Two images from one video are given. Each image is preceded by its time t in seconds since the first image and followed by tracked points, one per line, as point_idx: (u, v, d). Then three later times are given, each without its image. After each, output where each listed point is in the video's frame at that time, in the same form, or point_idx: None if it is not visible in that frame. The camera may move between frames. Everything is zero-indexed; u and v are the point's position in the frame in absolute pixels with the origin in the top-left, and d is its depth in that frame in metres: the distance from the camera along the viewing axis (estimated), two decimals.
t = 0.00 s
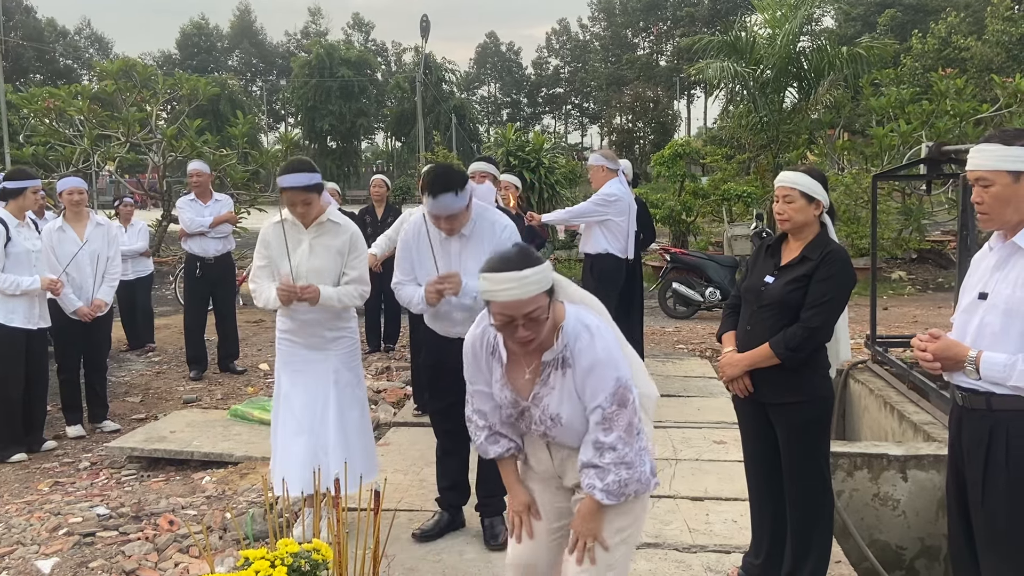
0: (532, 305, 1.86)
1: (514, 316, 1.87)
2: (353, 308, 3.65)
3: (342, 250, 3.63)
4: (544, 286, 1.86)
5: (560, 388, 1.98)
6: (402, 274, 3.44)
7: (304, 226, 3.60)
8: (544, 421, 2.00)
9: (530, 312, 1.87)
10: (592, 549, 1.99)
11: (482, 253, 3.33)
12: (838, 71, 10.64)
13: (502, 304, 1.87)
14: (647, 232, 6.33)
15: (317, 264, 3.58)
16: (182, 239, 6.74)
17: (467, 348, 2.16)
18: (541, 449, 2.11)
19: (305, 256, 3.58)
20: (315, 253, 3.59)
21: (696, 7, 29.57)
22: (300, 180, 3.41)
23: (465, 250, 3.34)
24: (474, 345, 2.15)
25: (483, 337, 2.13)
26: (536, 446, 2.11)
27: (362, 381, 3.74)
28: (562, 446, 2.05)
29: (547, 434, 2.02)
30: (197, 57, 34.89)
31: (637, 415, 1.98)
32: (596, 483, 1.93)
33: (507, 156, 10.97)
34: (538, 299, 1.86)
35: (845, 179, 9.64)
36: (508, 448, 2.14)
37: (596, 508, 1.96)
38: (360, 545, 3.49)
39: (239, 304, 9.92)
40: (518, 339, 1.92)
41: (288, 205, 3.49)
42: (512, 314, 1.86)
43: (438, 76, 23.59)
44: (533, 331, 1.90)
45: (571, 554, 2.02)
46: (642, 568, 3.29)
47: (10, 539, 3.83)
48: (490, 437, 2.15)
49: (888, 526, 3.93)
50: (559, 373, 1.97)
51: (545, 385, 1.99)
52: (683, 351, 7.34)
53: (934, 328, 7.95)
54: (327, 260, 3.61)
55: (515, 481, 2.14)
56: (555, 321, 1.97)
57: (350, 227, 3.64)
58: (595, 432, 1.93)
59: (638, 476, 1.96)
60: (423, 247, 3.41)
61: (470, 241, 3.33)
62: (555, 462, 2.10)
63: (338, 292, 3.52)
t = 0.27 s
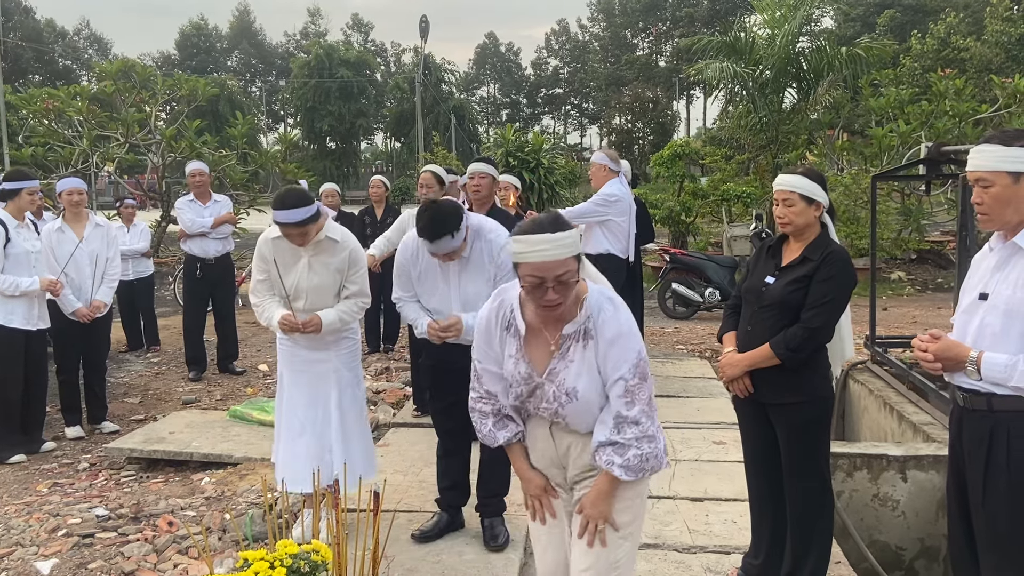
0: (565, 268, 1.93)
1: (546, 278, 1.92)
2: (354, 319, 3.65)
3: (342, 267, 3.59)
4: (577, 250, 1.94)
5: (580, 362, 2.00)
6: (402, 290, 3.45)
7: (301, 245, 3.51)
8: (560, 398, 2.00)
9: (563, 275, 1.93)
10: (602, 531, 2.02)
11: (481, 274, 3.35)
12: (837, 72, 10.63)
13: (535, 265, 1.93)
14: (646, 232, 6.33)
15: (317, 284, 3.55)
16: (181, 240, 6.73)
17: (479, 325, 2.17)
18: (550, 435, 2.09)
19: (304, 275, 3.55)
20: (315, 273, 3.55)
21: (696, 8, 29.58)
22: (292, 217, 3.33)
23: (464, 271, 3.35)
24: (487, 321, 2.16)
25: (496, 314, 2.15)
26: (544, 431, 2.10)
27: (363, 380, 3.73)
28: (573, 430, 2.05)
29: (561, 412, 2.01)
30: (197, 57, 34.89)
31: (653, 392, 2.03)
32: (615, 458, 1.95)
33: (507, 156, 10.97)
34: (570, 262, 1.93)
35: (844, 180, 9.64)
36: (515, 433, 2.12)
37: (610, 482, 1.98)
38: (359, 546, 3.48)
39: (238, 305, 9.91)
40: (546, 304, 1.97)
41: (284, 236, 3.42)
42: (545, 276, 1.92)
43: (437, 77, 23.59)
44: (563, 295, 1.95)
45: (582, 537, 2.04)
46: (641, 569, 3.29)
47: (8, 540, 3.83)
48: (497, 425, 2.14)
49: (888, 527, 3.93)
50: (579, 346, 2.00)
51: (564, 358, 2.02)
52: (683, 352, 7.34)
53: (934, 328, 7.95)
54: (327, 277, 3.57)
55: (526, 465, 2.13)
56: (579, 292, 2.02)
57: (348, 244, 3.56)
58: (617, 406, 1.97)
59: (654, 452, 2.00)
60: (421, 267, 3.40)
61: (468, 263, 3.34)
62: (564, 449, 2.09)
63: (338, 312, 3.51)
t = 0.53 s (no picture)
0: (588, 252, 1.99)
1: (569, 261, 1.98)
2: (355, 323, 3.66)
3: (341, 271, 3.57)
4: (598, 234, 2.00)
5: (600, 346, 2.06)
6: (403, 278, 3.42)
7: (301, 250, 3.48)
8: (582, 384, 2.04)
9: (586, 258, 1.99)
10: (617, 515, 2.04)
11: (483, 256, 3.36)
12: (836, 72, 10.63)
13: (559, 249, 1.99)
14: (645, 233, 6.32)
15: (317, 289, 3.54)
16: (180, 240, 6.73)
17: (489, 318, 2.17)
18: (564, 427, 2.11)
19: (303, 279, 3.53)
20: (315, 278, 3.54)
21: (695, 9, 29.61)
22: (293, 227, 3.29)
23: (466, 252, 3.37)
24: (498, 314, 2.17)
25: (507, 306, 2.16)
26: (559, 424, 2.12)
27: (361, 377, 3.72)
28: (590, 419, 2.08)
29: (583, 398, 2.05)
30: (196, 58, 34.90)
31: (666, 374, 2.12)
32: (637, 439, 2.01)
33: (506, 157, 10.97)
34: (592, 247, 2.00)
35: (843, 181, 9.64)
36: (518, 431, 2.13)
37: (631, 464, 2.03)
38: (359, 546, 3.48)
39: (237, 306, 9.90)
40: (567, 289, 2.02)
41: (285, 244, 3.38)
42: (569, 259, 1.98)
43: (436, 78, 23.59)
44: (585, 279, 2.01)
45: (595, 521, 2.06)
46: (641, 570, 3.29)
47: (7, 541, 3.82)
48: (501, 423, 2.13)
49: (887, 527, 3.93)
50: (599, 332, 2.06)
51: (584, 344, 2.07)
52: (682, 353, 7.34)
53: (933, 329, 7.96)
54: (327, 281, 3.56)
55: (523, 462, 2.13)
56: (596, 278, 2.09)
57: (348, 248, 3.54)
58: (639, 386, 2.04)
59: (672, 433, 2.07)
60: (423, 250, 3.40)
61: (471, 244, 3.36)
62: (578, 441, 2.11)
63: (338, 317, 3.51)
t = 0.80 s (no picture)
0: (625, 246, 2.03)
1: (606, 254, 2.02)
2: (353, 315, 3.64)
3: (341, 256, 3.60)
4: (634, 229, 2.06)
5: (631, 341, 2.10)
6: (404, 257, 3.45)
7: (304, 232, 3.57)
8: (613, 378, 2.06)
9: (623, 252, 2.04)
10: (655, 515, 2.06)
11: (485, 230, 3.41)
12: (835, 73, 10.64)
13: (596, 242, 2.03)
14: (644, 233, 6.32)
15: (317, 273, 3.56)
16: (179, 240, 6.72)
17: (517, 311, 2.17)
18: (590, 425, 2.12)
19: (304, 262, 3.56)
20: (315, 261, 3.58)
21: (694, 9, 29.62)
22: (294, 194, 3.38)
23: (469, 227, 3.41)
24: (526, 307, 2.17)
25: (535, 301, 2.17)
26: (583, 422, 2.12)
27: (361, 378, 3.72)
28: (617, 416, 2.09)
29: (615, 392, 2.06)
30: (195, 58, 34.89)
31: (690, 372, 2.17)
32: (667, 434, 2.05)
33: (505, 157, 10.97)
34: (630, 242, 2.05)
35: (842, 181, 9.65)
36: (535, 429, 2.13)
37: (661, 460, 2.06)
38: (359, 546, 3.49)
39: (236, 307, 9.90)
40: (602, 282, 2.06)
41: (286, 216, 3.46)
42: (606, 252, 2.02)
43: (435, 78, 23.58)
44: (620, 272, 2.05)
45: (634, 525, 2.07)
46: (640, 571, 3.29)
47: (6, 542, 3.82)
48: (519, 419, 2.12)
49: (886, 528, 3.93)
50: (630, 328, 2.10)
51: (616, 339, 2.10)
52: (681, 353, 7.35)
53: (932, 329, 7.96)
54: (327, 266, 3.59)
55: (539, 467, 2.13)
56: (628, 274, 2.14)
57: (349, 233, 3.60)
58: (670, 381, 2.09)
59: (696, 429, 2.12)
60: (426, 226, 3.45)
61: (474, 220, 3.41)
62: (602, 440, 2.12)
63: (336, 299, 3.51)
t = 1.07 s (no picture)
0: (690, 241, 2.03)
1: (670, 247, 2.01)
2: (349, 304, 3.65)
3: (342, 243, 3.67)
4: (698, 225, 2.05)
5: (692, 336, 2.09)
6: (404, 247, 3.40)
7: (306, 219, 3.66)
8: (675, 375, 2.05)
9: (687, 246, 2.03)
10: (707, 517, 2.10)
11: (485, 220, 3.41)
12: (834, 74, 10.65)
13: (662, 235, 2.01)
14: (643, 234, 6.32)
15: (317, 255, 3.60)
16: (177, 241, 6.72)
17: (573, 303, 2.11)
18: (644, 424, 2.09)
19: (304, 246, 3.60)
20: (314, 245, 3.63)
21: (693, 10, 29.63)
22: (305, 164, 3.49)
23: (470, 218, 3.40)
24: (582, 299, 2.12)
25: (591, 293, 2.12)
26: (638, 421, 2.09)
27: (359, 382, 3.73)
28: (675, 416, 2.07)
29: (678, 388, 2.05)
30: (194, 58, 34.89)
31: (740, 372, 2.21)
32: (732, 431, 2.08)
33: (504, 158, 10.98)
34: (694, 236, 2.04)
35: (841, 182, 9.66)
36: (568, 429, 2.07)
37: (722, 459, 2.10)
38: (359, 546, 3.50)
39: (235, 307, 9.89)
40: (666, 277, 2.04)
41: (290, 191, 3.54)
42: (672, 245, 2.01)
43: (434, 78, 23.57)
44: (683, 266, 2.04)
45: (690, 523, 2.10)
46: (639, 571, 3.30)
47: (5, 542, 3.82)
48: (556, 418, 2.07)
49: (885, 529, 3.93)
50: (689, 326, 2.09)
51: (677, 335, 2.08)
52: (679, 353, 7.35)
53: (931, 330, 7.97)
54: (326, 252, 3.63)
55: (557, 473, 2.08)
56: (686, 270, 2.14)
57: (350, 222, 3.71)
58: (735, 379, 2.12)
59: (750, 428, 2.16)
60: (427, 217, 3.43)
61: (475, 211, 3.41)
62: (655, 440, 2.09)
63: (335, 279, 3.53)
